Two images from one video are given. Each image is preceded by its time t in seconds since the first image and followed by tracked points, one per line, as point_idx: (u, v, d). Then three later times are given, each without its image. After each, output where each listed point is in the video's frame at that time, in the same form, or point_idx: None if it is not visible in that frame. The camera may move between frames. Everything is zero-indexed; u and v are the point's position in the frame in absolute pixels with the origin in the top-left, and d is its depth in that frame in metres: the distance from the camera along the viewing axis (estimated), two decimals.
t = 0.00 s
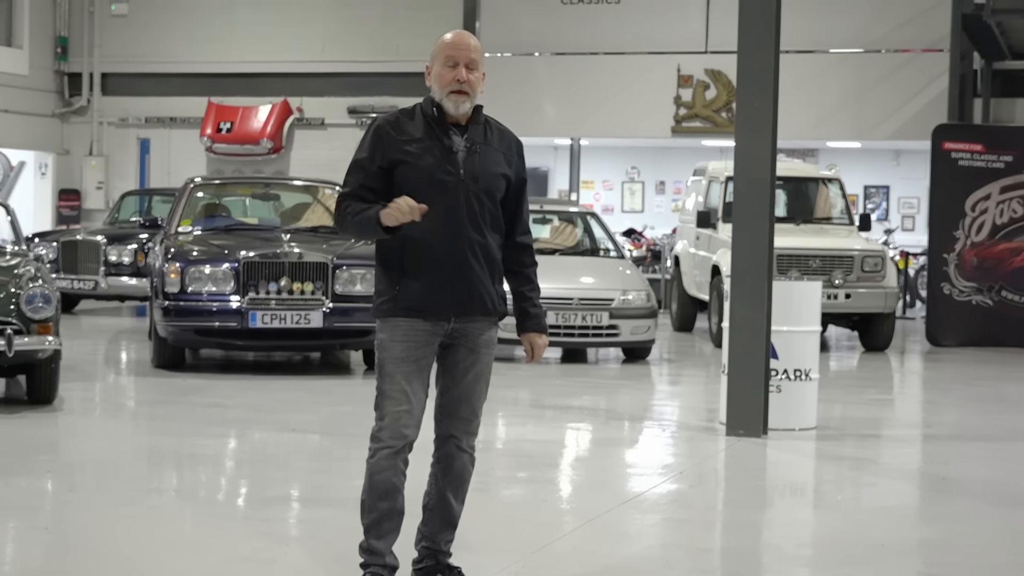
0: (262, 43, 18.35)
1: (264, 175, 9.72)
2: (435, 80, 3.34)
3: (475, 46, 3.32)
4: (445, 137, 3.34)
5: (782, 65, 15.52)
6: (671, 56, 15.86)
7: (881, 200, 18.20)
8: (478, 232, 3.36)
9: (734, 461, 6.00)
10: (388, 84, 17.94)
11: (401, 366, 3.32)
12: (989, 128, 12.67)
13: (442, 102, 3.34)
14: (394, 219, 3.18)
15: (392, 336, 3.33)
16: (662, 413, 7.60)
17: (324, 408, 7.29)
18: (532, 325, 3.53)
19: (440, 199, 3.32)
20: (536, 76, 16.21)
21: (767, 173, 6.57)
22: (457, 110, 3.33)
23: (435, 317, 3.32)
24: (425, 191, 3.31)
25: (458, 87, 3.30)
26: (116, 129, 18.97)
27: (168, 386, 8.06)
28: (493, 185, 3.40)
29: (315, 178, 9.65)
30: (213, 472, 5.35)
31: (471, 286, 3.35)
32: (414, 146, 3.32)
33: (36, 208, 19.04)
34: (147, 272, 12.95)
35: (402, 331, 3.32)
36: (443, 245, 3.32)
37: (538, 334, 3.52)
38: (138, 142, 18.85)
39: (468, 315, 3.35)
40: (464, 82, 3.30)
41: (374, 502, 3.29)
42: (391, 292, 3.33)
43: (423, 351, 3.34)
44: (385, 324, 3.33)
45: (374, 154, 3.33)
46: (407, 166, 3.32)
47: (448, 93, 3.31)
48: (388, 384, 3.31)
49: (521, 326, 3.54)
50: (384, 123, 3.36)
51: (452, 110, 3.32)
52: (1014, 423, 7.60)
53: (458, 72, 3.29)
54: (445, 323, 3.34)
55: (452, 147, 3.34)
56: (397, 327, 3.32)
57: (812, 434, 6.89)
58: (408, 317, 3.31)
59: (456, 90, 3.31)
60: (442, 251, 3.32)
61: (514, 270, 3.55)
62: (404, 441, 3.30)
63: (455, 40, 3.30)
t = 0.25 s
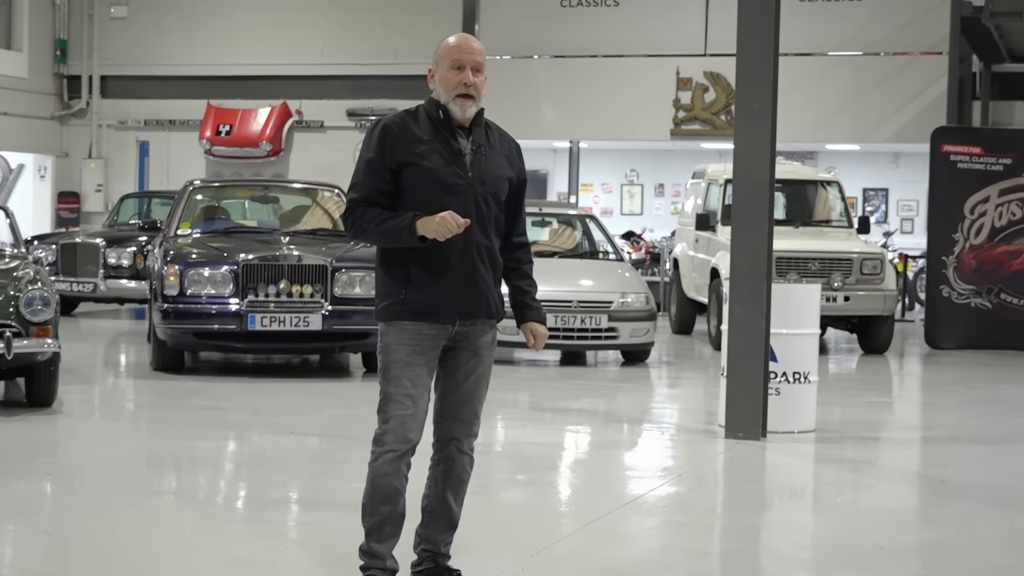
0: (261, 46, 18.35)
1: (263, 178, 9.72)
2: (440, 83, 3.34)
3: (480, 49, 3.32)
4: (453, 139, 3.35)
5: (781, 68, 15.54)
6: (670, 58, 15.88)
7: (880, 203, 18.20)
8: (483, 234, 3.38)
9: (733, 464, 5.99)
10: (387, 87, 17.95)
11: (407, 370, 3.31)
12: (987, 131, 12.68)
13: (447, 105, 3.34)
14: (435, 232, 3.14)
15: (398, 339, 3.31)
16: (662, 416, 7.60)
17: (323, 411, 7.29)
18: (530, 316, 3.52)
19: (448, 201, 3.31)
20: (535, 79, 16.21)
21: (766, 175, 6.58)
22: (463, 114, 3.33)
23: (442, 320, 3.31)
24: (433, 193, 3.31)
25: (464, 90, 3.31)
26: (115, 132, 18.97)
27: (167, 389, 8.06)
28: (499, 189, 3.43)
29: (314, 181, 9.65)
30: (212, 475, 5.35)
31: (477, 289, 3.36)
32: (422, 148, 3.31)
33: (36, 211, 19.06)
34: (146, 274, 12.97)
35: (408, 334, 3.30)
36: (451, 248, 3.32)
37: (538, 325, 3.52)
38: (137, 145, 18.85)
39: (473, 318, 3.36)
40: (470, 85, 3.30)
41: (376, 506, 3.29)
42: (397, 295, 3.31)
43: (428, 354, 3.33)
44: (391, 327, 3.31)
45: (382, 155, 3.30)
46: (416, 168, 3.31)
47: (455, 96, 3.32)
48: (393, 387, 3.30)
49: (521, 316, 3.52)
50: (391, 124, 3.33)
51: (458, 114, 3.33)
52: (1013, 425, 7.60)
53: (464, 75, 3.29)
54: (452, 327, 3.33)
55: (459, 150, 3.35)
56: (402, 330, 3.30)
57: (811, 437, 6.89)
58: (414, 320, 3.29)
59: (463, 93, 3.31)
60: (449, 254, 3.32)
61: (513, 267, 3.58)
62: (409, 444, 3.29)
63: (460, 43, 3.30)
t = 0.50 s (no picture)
0: (260, 47, 18.35)
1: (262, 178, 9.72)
2: (444, 84, 3.36)
3: (484, 51, 3.36)
4: (458, 140, 3.35)
5: (780, 69, 15.55)
6: (669, 60, 15.89)
7: (879, 204, 18.21)
8: (486, 235, 3.39)
9: (731, 465, 6.00)
10: (386, 88, 17.95)
11: (410, 371, 3.31)
12: (986, 132, 12.69)
13: (451, 106, 3.35)
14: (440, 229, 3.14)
15: (400, 339, 3.31)
16: (660, 416, 7.61)
17: (322, 411, 7.30)
18: (524, 331, 3.56)
19: (453, 201, 3.32)
20: (534, 80, 16.22)
21: (765, 176, 6.58)
22: (467, 114, 3.34)
23: (446, 320, 3.31)
24: (438, 193, 3.31)
25: (469, 90, 3.32)
26: (114, 133, 18.97)
27: (165, 389, 8.06)
28: (501, 190, 3.44)
29: (313, 182, 9.66)
30: (210, 475, 5.35)
31: (480, 289, 3.37)
32: (428, 148, 3.31)
33: (35, 210, 19.08)
34: (145, 275, 12.95)
35: (412, 335, 3.30)
36: (456, 248, 3.33)
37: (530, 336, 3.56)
38: (135, 145, 18.85)
39: (476, 319, 3.37)
40: (475, 86, 3.33)
41: (377, 507, 3.29)
42: (401, 296, 3.30)
43: (431, 355, 3.33)
44: (393, 327, 3.31)
45: (387, 155, 3.29)
46: (421, 168, 3.30)
47: (459, 96, 3.33)
48: (396, 388, 3.30)
49: (514, 330, 3.56)
50: (395, 123, 3.32)
51: (462, 114, 3.34)
52: (1012, 426, 7.61)
53: (470, 75, 3.32)
54: (455, 327, 3.34)
55: (464, 150, 3.36)
56: (406, 331, 3.30)
57: (809, 437, 6.90)
58: (417, 321, 3.29)
59: (468, 93, 3.33)
60: (453, 255, 3.32)
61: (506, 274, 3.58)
62: (411, 446, 3.30)
63: (464, 44, 3.33)
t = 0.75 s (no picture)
0: (258, 46, 18.35)
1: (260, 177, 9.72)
2: (445, 83, 3.35)
3: (485, 48, 3.35)
4: (458, 138, 3.35)
5: (778, 68, 15.57)
6: (666, 60, 15.90)
7: (876, 203, 18.21)
8: (488, 234, 3.39)
9: (729, 464, 6.00)
10: (384, 87, 17.94)
11: (411, 369, 3.31)
12: (983, 132, 12.70)
13: (452, 104, 3.35)
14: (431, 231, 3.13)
15: (402, 338, 3.31)
16: (658, 416, 7.61)
17: (320, 410, 7.30)
18: (526, 327, 3.57)
19: (454, 200, 3.32)
20: (532, 80, 16.22)
21: (763, 175, 6.58)
22: (469, 113, 3.34)
23: (447, 319, 3.31)
24: (438, 192, 3.31)
25: (471, 88, 3.32)
26: (112, 132, 18.96)
27: (163, 389, 8.05)
28: (502, 188, 3.44)
29: (311, 181, 9.66)
30: (208, 474, 5.36)
31: (482, 288, 3.37)
32: (427, 147, 3.31)
33: (32, 209, 19.22)
34: (143, 274, 12.95)
35: (413, 333, 3.30)
36: (457, 247, 3.32)
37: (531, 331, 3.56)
38: (134, 144, 18.84)
39: (478, 317, 3.37)
40: (477, 84, 3.32)
41: (376, 505, 3.29)
42: (402, 295, 3.30)
43: (432, 354, 3.33)
44: (395, 326, 3.31)
45: (386, 155, 3.30)
46: (421, 167, 3.30)
47: (460, 95, 3.33)
48: (397, 386, 3.30)
49: (516, 325, 3.57)
50: (394, 123, 3.33)
51: (464, 112, 3.34)
52: (1009, 426, 7.62)
53: (470, 74, 3.31)
54: (456, 326, 3.34)
55: (465, 149, 3.35)
56: (407, 329, 3.30)
57: (807, 437, 6.90)
58: (419, 319, 3.29)
59: (469, 91, 3.33)
60: (454, 253, 3.32)
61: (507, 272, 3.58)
62: (411, 444, 3.30)
63: (464, 42, 3.32)
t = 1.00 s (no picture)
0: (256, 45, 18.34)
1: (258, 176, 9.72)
2: (440, 81, 3.35)
3: (481, 47, 3.33)
4: (457, 136, 3.36)
5: (776, 68, 15.58)
6: (664, 58, 15.90)
7: (874, 202, 18.22)
8: (489, 231, 3.39)
9: (728, 463, 6.01)
10: (382, 86, 17.94)
11: (416, 365, 3.30)
12: (982, 131, 12.70)
13: (448, 102, 3.35)
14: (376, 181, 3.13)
15: (406, 334, 3.31)
16: (656, 414, 7.62)
17: (318, 409, 7.29)
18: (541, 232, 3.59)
19: (453, 196, 3.32)
20: (530, 79, 16.22)
21: (761, 174, 6.59)
22: (464, 109, 3.33)
23: (448, 315, 3.31)
24: (438, 189, 3.31)
25: (465, 86, 3.31)
26: (110, 131, 18.96)
27: (161, 388, 8.05)
28: (503, 184, 3.44)
29: (309, 180, 9.65)
30: (206, 473, 5.36)
31: (483, 285, 3.37)
32: (426, 145, 3.32)
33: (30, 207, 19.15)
34: (141, 273, 12.94)
35: (416, 329, 3.30)
36: (458, 244, 3.32)
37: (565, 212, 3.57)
38: (131, 143, 18.82)
39: (480, 315, 3.37)
40: (471, 81, 3.31)
41: (385, 503, 3.30)
42: (404, 291, 3.30)
43: (436, 350, 3.33)
44: (399, 322, 3.31)
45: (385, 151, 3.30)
46: (421, 164, 3.30)
47: (455, 92, 3.32)
48: (403, 383, 3.29)
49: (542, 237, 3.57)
50: (393, 121, 3.34)
51: (460, 109, 3.33)
52: (1007, 425, 7.63)
53: (464, 72, 3.30)
54: (458, 323, 3.34)
55: (464, 146, 3.36)
56: (411, 325, 3.30)
57: (805, 435, 6.91)
58: (422, 315, 3.29)
59: (463, 89, 3.31)
60: (455, 249, 3.32)
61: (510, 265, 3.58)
62: (419, 442, 3.31)
63: (463, 39, 3.33)
